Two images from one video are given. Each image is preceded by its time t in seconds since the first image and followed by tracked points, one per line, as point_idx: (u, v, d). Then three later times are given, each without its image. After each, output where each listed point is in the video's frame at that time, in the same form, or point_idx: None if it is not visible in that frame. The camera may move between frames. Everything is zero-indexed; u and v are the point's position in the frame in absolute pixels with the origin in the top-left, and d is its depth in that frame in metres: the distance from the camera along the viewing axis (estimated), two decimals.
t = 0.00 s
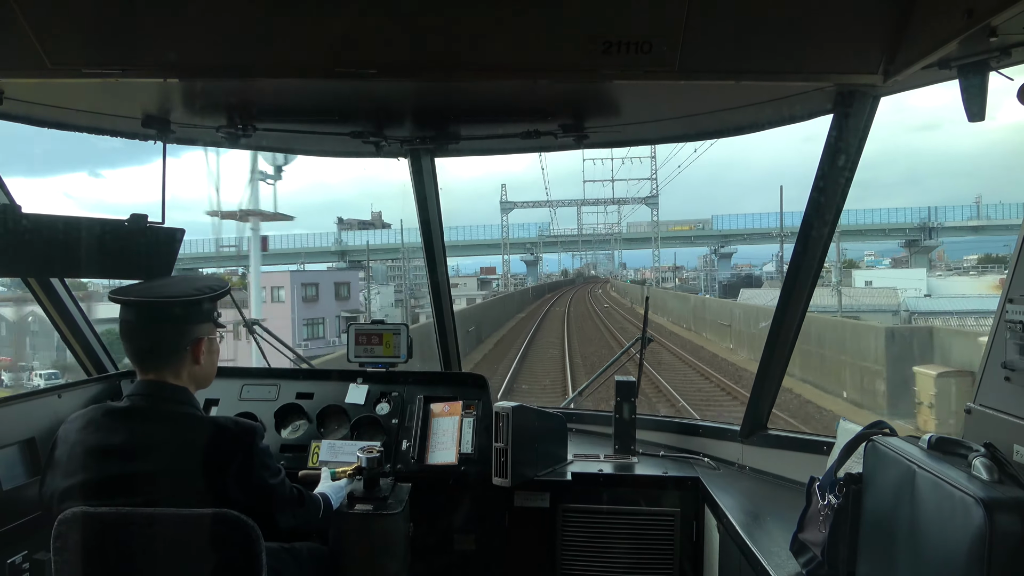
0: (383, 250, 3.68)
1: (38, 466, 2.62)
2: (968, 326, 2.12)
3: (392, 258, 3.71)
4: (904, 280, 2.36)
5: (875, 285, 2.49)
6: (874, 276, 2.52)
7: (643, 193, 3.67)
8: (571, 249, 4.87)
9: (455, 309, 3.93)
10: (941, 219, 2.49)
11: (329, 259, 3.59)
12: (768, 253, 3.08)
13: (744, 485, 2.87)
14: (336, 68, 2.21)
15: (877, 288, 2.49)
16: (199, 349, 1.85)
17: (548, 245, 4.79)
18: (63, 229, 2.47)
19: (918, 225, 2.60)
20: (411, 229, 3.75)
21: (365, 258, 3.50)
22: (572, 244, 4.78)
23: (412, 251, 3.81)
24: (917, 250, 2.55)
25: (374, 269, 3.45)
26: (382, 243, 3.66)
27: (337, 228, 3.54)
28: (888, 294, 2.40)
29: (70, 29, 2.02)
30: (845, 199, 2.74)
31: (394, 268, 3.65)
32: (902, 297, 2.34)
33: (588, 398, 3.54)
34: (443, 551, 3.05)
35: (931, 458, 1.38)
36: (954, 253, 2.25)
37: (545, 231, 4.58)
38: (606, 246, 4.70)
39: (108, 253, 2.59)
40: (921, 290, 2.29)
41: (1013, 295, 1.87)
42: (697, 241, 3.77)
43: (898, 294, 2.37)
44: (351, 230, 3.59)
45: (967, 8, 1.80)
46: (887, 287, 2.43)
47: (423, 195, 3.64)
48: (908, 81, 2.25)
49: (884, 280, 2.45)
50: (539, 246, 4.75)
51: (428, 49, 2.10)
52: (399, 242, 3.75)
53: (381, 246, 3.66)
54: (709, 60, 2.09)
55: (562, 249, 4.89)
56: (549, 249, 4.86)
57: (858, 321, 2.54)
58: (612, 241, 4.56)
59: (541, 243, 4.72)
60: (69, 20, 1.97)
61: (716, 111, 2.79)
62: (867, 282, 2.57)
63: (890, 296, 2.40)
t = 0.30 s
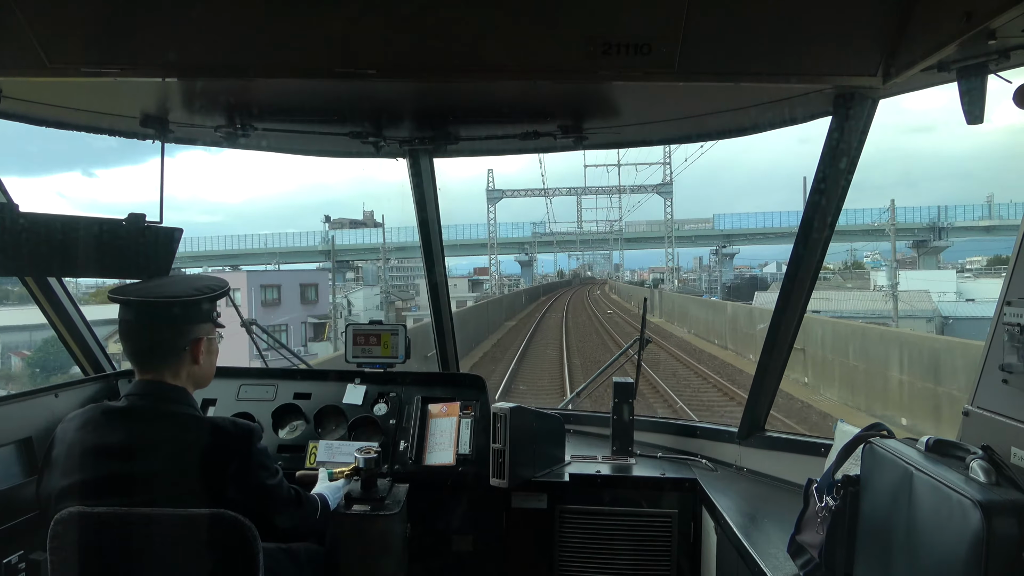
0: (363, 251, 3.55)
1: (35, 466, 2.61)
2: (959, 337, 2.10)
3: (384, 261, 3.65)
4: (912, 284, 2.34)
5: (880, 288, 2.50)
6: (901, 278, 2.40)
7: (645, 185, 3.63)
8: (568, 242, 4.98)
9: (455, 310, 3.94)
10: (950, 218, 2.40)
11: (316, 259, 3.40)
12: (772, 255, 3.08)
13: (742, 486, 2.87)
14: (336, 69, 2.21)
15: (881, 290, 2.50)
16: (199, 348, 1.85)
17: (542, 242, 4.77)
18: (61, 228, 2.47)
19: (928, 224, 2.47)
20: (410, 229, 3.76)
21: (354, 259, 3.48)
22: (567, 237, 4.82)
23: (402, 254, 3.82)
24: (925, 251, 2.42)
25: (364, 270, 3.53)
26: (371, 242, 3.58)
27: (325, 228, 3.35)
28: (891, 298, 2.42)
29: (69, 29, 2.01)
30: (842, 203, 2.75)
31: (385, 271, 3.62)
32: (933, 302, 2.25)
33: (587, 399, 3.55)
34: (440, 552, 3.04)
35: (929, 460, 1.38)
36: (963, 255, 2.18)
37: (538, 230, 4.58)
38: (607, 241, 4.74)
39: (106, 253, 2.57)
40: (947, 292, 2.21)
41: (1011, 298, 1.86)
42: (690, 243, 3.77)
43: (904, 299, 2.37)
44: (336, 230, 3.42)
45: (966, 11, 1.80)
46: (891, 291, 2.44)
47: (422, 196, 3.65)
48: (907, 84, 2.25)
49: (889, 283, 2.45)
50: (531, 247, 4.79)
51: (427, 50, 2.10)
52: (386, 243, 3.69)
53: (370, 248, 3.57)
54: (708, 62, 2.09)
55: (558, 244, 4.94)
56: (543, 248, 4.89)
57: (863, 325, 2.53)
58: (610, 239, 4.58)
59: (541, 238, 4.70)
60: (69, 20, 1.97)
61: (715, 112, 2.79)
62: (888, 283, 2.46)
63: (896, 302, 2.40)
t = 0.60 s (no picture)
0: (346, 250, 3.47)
1: (33, 465, 2.61)
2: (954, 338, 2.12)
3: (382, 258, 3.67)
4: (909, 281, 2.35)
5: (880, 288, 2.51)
6: (929, 282, 2.25)
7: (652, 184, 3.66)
8: (568, 240, 4.98)
9: (452, 312, 3.94)
10: (961, 218, 2.20)
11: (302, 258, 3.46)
12: (765, 253, 3.09)
13: (740, 488, 2.87)
14: (335, 68, 2.21)
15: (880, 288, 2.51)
16: (198, 347, 1.84)
17: (541, 239, 4.73)
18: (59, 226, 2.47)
19: (940, 225, 2.37)
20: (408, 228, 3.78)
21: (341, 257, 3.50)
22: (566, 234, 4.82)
23: (400, 252, 3.85)
24: (936, 251, 2.32)
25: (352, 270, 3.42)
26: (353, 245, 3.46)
27: (312, 224, 3.41)
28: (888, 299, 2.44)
29: (68, 28, 2.01)
30: (841, 204, 2.75)
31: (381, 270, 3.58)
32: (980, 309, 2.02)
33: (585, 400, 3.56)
34: (438, 552, 3.04)
35: (926, 462, 1.38)
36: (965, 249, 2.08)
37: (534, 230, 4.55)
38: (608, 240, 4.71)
39: (102, 251, 2.58)
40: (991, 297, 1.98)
41: (1009, 300, 1.86)
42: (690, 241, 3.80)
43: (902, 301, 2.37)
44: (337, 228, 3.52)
45: (965, 14, 1.81)
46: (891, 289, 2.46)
47: (420, 197, 3.64)
48: (905, 85, 2.25)
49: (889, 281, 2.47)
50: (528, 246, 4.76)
51: (426, 49, 2.10)
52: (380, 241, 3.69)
53: (367, 246, 3.55)
54: (707, 63, 2.09)
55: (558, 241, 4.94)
56: (540, 247, 4.85)
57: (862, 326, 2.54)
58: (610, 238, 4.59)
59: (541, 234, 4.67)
60: (67, 18, 1.97)
61: (714, 113, 2.80)
62: (918, 288, 2.30)
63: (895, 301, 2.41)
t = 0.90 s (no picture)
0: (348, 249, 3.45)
1: (31, 466, 2.61)
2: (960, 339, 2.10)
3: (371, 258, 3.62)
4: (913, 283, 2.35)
5: (876, 289, 2.51)
6: (969, 283, 2.06)
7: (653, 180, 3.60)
8: (566, 241, 4.87)
9: (450, 311, 3.93)
10: (966, 216, 2.23)
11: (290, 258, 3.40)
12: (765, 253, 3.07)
13: (739, 488, 2.86)
14: (334, 69, 2.22)
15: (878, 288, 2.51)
16: (202, 349, 1.85)
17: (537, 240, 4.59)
18: (57, 226, 2.46)
19: (952, 224, 2.34)
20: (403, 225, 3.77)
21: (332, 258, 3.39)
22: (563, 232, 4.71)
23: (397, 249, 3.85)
24: (947, 251, 2.35)
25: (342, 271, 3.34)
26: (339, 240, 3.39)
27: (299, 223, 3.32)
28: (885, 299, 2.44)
29: (67, 29, 2.02)
30: (840, 204, 2.74)
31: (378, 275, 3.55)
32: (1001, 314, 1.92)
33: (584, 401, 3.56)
34: (437, 553, 3.04)
35: (924, 463, 1.38)
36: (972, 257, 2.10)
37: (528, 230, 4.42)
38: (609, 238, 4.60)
39: (96, 252, 2.57)
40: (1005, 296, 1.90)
41: (1006, 300, 1.86)
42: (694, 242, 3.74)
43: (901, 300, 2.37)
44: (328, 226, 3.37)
45: (961, 15, 1.81)
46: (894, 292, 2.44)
47: (418, 196, 3.63)
48: (902, 86, 2.25)
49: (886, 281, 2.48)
50: (525, 246, 4.60)
51: (424, 50, 2.10)
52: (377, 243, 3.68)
53: (361, 246, 3.54)
54: (705, 64, 2.09)
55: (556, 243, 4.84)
56: (536, 248, 4.73)
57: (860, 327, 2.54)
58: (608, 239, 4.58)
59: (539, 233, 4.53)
60: (66, 19, 1.97)
61: (712, 114, 2.80)
62: (955, 289, 2.12)
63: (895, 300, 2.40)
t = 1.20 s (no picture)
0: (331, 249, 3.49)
1: (29, 468, 2.60)
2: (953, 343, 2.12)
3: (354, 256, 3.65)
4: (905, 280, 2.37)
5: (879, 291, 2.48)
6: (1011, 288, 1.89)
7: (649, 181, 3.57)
8: (566, 243, 4.83)
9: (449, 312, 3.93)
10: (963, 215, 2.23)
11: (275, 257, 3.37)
12: (763, 252, 3.06)
13: (739, 490, 2.86)
14: (333, 70, 2.22)
15: (872, 289, 2.53)
16: (202, 348, 1.85)
17: (534, 238, 4.53)
18: (58, 226, 2.46)
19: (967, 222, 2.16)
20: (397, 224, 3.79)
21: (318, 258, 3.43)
22: (562, 234, 4.65)
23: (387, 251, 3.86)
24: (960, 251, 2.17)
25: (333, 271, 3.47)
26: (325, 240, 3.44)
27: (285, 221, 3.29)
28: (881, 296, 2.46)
29: (67, 30, 2.01)
30: (838, 204, 2.76)
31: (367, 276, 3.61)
32: None
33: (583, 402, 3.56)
34: (436, 554, 3.03)
35: (922, 464, 1.38)
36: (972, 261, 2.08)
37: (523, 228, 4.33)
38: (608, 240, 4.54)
39: (93, 254, 2.56)
40: None
41: (1004, 301, 1.86)
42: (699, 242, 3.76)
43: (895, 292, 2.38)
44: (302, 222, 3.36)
45: (960, 16, 1.82)
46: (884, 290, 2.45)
47: (416, 196, 3.63)
48: (901, 87, 2.26)
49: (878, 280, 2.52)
50: (519, 245, 4.55)
51: (424, 51, 2.10)
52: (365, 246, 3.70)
53: (349, 246, 3.62)
54: (705, 65, 2.09)
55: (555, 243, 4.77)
56: (532, 247, 4.66)
57: (854, 327, 2.55)
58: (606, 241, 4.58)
59: (536, 234, 4.48)
60: (65, 20, 1.97)
61: (712, 116, 2.80)
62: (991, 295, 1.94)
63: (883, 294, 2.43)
